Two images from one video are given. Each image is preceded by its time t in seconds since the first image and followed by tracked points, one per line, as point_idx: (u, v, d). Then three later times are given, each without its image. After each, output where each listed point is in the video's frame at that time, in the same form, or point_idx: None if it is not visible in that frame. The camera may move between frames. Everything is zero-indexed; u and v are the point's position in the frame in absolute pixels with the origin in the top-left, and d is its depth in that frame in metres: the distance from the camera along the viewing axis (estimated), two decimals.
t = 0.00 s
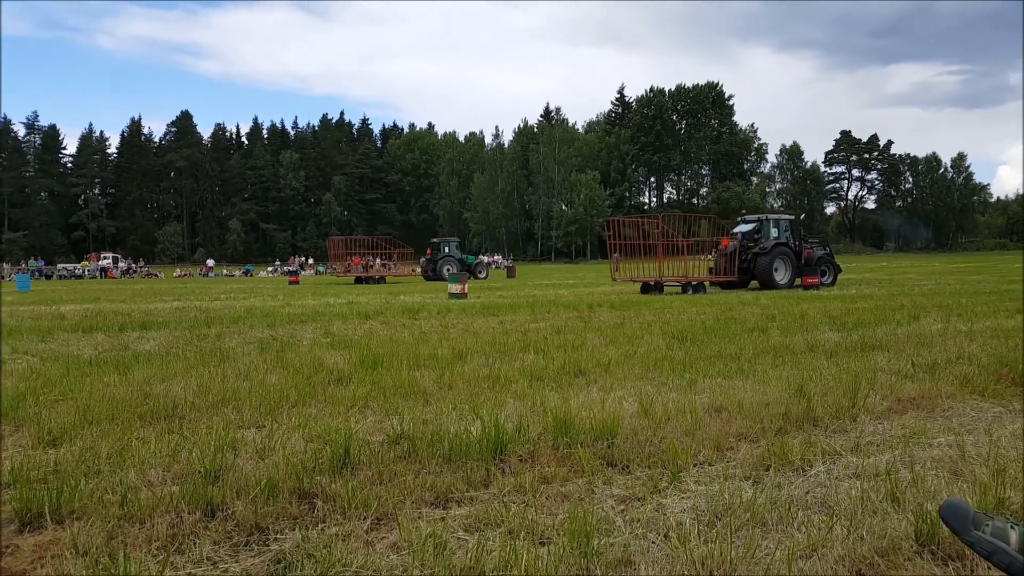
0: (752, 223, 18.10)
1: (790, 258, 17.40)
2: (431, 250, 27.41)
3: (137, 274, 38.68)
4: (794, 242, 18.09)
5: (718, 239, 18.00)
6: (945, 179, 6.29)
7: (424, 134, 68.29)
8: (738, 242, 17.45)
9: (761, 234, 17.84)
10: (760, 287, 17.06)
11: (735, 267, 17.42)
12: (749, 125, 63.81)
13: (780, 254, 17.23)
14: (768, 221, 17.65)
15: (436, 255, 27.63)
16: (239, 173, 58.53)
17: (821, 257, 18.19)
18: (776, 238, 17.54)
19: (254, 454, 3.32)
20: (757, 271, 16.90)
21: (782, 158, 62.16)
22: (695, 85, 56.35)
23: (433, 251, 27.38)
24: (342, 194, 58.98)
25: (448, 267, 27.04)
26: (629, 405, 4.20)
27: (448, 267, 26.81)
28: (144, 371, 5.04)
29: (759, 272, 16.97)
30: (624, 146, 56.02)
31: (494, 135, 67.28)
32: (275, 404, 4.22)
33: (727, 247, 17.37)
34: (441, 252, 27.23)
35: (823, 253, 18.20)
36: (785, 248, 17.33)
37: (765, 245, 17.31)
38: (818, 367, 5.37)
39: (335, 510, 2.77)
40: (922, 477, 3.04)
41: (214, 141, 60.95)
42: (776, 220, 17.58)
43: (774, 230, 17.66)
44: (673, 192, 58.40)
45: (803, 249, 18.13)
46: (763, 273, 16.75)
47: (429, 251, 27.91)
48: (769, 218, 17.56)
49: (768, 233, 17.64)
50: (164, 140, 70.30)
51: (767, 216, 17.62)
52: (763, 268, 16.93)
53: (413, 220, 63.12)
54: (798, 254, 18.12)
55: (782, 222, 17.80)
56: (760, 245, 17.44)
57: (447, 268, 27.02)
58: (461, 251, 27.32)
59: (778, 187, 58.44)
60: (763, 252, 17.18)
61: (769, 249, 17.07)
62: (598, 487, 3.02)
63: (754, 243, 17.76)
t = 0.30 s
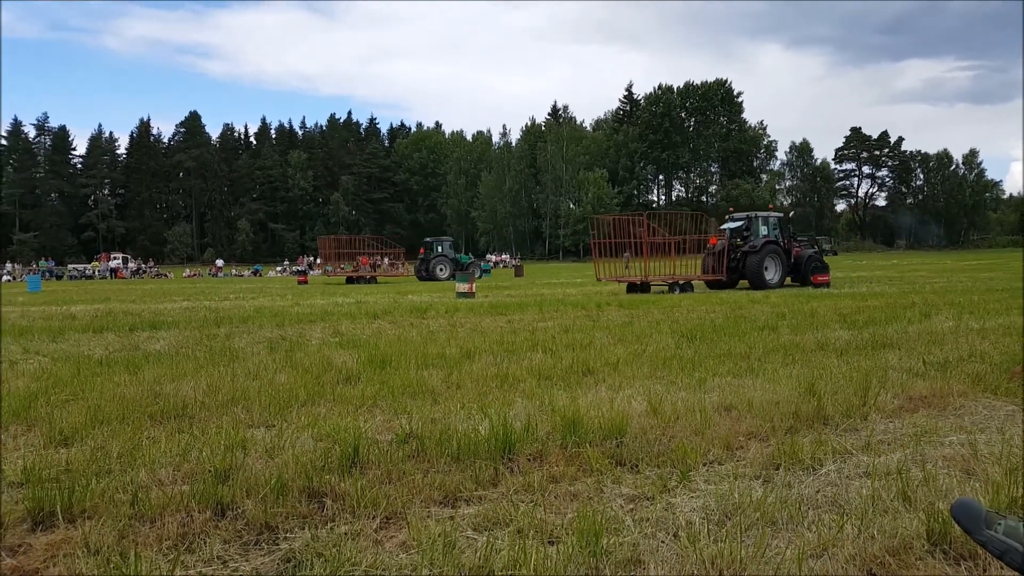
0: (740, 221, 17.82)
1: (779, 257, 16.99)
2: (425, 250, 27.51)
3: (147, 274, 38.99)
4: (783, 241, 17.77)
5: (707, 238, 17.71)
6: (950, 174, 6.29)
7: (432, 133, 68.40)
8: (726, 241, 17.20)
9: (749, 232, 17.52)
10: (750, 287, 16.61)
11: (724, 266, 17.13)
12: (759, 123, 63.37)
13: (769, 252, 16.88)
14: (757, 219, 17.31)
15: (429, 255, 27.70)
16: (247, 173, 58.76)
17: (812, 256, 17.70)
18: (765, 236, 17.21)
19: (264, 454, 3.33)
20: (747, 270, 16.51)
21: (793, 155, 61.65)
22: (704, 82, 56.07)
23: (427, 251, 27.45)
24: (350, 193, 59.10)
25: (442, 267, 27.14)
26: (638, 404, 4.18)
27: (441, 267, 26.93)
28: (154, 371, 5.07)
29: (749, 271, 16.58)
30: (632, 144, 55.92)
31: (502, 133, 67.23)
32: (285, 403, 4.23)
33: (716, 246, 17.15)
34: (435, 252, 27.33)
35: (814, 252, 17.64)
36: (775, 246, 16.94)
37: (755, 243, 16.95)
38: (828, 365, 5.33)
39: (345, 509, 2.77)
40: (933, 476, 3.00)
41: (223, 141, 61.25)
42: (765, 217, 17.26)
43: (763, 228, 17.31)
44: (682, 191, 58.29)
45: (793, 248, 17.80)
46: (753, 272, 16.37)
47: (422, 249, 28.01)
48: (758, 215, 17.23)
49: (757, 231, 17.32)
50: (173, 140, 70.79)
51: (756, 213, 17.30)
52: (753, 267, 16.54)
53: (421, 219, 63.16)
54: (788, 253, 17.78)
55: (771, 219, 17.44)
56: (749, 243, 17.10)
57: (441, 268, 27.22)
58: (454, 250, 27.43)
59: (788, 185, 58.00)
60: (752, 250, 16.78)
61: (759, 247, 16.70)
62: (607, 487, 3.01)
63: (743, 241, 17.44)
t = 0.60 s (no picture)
0: (724, 220, 17.89)
1: (764, 258, 17.16)
2: (417, 250, 27.42)
3: (154, 273, 39.17)
4: (768, 241, 17.90)
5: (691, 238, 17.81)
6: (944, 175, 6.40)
7: (438, 133, 68.47)
8: (711, 242, 17.26)
9: (734, 232, 17.60)
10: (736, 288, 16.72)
11: (708, 267, 17.21)
12: (767, 123, 63.08)
13: (755, 253, 16.99)
14: (742, 218, 17.40)
15: (421, 254, 27.61)
16: (254, 173, 58.94)
17: (795, 257, 18.07)
18: (750, 236, 17.32)
19: (269, 453, 3.32)
20: (733, 270, 16.60)
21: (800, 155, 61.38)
22: (710, 82, 55.89)
23: (418, 251, 27.35)
24: (356, 193, 59.31)
25: (434, 267, 27.08)
26: (644, 404, 4.15)
27: (434, 268, 26.88)
28: (159, 370, 5.06)
29: (735, 272, 16.68)
30: (640, 144, 55.54)
31: (508, 133, 67.23)
32: (290, 403, 4.22)
33: (700, 247, 17.22)
34: (427, 251, 27.27)
35: (797, 254, 18.08)
36: (760, 247, 17.08)
37: (740, 243, 17.04)
38: (835, 366, 5.29)
39: (350, 509, 2.76)
40: (940, 477, 2.97)
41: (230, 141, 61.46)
42: (750, 218, 17.37)
43: (749, 228, 17.46)
44: (689, 191, 58.37)
45: (776, 249, 17.94)
46: (739, 272, 16.47)
47: (414, 249, 27.94)
48: (744, 215, 17.30)
49: (742, 231, 17.44)
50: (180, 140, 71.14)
51: (742, 213, 17.38)
52: (738, 267, 16.65)
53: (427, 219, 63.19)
54: (772, 254, 17.89)
55: (756, 219, 17.58)
56: (735, 243, 17.18)
57: (433, 268, 27.16)
58: (446, 250, 27.48)
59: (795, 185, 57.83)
60: (739, 250, 16.84)
61: (745, 248, 16.79)
62: (613, 487, 2.99)
63: (728, 241, 17.54)
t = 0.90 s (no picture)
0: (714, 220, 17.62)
1: (755, 259, 16.90)
2: (411, 248, 27.23)
3: (165, 270, 39.49)
4: (758, 241, 17.63)
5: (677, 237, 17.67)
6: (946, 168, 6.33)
7: (448, 132, 68.49)
8: (699, 243, 17.09)
9: (724, 232, 17.37)
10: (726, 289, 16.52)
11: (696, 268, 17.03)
12: (778, 122, 62.61)
13: (746, 254, 16.73)
14: (733, 218, 17.14)
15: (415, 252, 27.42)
16: (265, 172, 59.22)
17: (788, 258, 17.76)
18: (740, 237, 17.05)
19: (280, 450, 3.34)
20: (723, 272, 16.38)
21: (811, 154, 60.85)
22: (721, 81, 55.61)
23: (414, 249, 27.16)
24: (366, 192, 59.15)
25: (429, 267, 26.96)
26: (653, 404, 4.14)
27: (428, 268, 26.77)
28: (170, 367, 5.10)
29: (724, 274, 16.44)
30: (649, 143, 55.96)
31: (518, 132, 67.16)
32: (300, 400, 4.24)
33: (688, 248, 17.07)
34: (422, 250, 27.14)
35: (790, 254, 17.77)
36: (750, 248, 16.82)
37: (730, 244, 16.74)
38: (846, 367, 5.24)
39: (359, 506, 2.77)
40: (951, 480, 2.94)
41: (241, 139, 61.81)
42: (741, 218, 17.13)
43: (739, 228, 17.20)
44: (700, 190, 58.10)
45: (768, 250, 17.69)
46: (729, 274, 16.28)
47: (407, 248, 27.64)
48: (734, 215, 17.04)
49: (732, 231, 17.15)
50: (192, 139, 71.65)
51: (732, 213, 17.11)
52: (728, 269, 16.43)
53: (436, 218, 63.22)
54: (763, 254, 17.61)
55: (747, 219, 17.32)
56: (724, 244, 16.95)
57: (427, 267, 27.02)
58: (440, 250, 27.34)
59: (806, 184, 57.37)
60: (728, 252, 16.63)
61: (735, 250, 16.56)
62: (621, 487, 2.98)
63: (717, 242, 17.31)
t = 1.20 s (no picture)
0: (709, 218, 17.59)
1: (750, 260, 16.91)
2: (408, 248, 27.06)
3: (180, 270, 39.88)
4: (754, 241, 17.65)
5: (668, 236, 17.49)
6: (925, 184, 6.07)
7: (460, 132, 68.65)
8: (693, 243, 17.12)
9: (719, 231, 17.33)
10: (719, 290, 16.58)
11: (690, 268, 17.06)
12: (793, 122, 62.10)
13: (740, 255, 16.74)
14: (728, 218, 17.09)
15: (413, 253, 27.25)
16: (279, 172, 59.68)
17: (787, 258, 17.66)
18: (735, 236, 17.09)
19: (292, 449, 3.34)
20: (717, 273, 16.45)
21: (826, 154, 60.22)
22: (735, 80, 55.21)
23: (410, 250, 27.01)
24: (379, 192, 59.25)
25: (426, 267, 26.74)
26: (666, 405, 4.11)
27: (425, 268, 26.54)
28: (185, 366, 5.13)
29: (718, 275, 16.53)
30: (663, 142, 55.77)
31: (531, 132, 67.17)
32: (313, 399, 4.25)
33: (679, 247, 17.06)
34: (419, 250, 26.97)
35: (789, 255, 17.64)
36: (745, 248, 16.83)
37: (725, 244, 16.81)
38: (860, 369, 5.18)
39: (371, 505, 2.76)
40: (968, 482, 2.89)
41: (255, 139, 62.26)
42: (736, 218, 17.09)
43: (734, 228, 17.17)
44: (713, 190, 57.76)
45: (765, 250, 17.66)
46: (723, 275, 16.33)
47: (404, 249, 27.49)
48: (729, 215, 17.01)
49: (727, 230, 17.14)
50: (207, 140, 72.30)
51: (727, 212, 17.08)
52: (722, 270, 16.52)
53: (449, 218, 63.33)
54: (758, 254, 17.64)
55: (742, 219, 17.28)
56: (719, 244, 16.98)
57: (424, 267, 26.81)
58: (437, 249, 27.17)
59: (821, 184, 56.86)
60: (722, 252, 16.66)
61: (729, 250, 16.60)
62: (633, 488, 2.96)
63: (711, 241, 17.32)
